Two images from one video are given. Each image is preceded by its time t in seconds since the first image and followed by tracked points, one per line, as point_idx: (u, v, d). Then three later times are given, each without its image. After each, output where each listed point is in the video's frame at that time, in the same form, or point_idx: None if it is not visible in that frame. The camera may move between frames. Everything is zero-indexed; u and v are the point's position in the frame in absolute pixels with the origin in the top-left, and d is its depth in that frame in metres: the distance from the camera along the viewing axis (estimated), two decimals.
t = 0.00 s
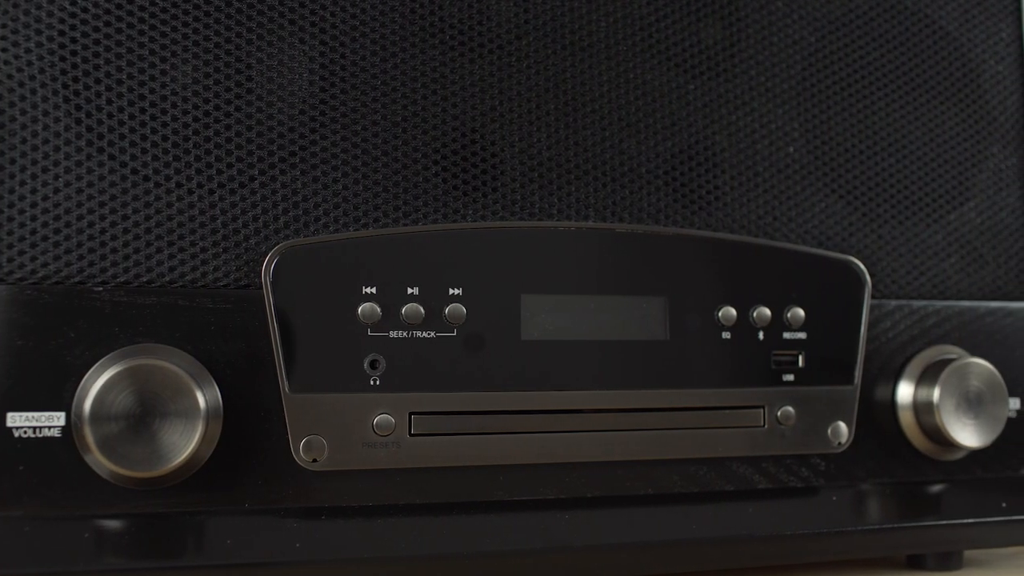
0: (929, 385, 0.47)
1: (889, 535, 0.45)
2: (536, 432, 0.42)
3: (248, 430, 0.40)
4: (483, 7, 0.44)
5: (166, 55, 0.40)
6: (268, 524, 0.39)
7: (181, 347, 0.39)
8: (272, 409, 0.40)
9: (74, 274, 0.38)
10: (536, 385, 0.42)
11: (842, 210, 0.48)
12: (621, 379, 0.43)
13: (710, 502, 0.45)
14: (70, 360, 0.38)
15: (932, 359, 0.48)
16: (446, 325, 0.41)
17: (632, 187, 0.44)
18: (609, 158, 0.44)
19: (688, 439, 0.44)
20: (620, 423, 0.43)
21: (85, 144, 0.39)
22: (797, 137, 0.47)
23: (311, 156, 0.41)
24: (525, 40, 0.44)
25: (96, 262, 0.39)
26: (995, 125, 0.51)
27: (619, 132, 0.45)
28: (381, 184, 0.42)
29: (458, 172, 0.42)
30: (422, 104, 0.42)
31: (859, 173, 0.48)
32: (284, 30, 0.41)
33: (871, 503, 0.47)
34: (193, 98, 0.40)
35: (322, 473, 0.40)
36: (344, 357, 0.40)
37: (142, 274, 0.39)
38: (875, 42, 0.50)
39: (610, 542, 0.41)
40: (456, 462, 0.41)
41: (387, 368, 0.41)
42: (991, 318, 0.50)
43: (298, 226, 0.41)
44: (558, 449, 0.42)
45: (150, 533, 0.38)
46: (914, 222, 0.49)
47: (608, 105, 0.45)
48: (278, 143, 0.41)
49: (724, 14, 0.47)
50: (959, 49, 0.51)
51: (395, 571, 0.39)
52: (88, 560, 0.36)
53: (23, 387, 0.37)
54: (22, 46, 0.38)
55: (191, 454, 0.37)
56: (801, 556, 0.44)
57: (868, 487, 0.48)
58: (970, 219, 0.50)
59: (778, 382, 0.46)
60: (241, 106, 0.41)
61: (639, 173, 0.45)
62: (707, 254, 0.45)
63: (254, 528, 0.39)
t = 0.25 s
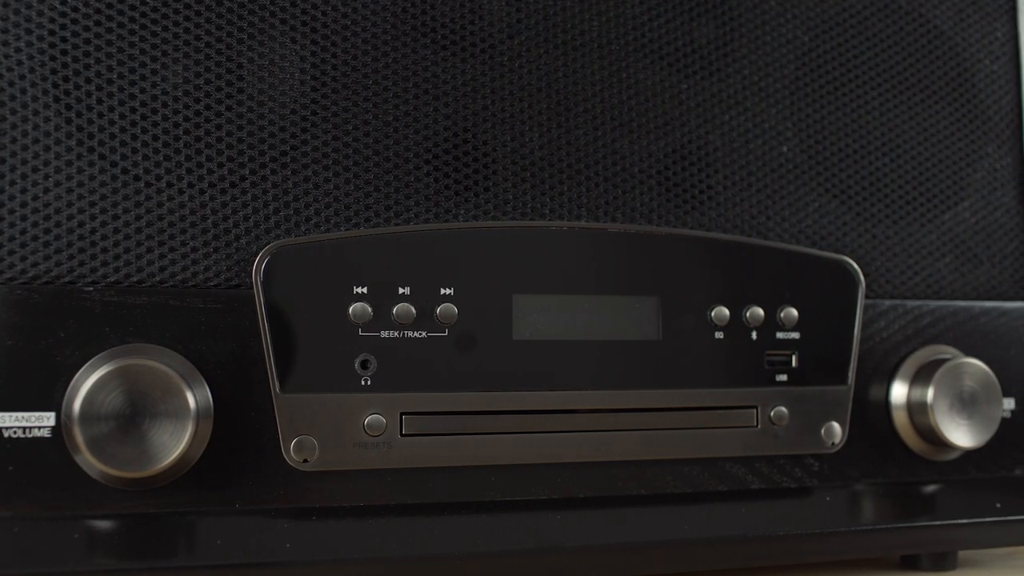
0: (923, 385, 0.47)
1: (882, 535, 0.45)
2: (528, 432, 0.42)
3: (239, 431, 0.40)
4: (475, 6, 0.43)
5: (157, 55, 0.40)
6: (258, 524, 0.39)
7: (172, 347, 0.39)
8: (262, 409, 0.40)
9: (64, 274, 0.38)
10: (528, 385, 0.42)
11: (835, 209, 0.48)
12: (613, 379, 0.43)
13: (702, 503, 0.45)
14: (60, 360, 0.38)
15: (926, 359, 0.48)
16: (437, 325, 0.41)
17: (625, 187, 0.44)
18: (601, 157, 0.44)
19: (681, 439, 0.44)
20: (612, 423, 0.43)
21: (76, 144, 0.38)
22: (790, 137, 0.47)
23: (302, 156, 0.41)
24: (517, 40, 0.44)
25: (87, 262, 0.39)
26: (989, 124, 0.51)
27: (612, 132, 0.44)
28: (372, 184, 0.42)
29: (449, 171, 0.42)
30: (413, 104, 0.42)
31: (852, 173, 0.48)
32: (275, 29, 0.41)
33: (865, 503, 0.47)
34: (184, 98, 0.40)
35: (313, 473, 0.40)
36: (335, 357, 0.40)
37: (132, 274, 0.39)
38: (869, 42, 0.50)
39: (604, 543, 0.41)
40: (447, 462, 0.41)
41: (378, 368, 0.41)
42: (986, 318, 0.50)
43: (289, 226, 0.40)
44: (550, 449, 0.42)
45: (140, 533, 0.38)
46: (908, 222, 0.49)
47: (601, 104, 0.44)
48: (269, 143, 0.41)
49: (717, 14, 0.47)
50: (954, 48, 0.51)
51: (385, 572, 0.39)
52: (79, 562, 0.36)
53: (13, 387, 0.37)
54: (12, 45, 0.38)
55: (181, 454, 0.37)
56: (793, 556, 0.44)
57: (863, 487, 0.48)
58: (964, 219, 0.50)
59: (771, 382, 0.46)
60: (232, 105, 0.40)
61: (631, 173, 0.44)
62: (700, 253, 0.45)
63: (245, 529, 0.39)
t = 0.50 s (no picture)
0: (916, 385, 0.46)
1: (877, 536, 0.44)
2: (519, 432, 0.42)
3: (229, 431, 0.40)
4: (467, 5, 0.43)
5: (147, 54, 0.40)
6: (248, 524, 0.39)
7: (162, 347, 0.39)
8: (253, 409, 0.40)
9: (54, 274, 0.38)
10: (519, 385, 0.42)
11: (829, 209, 0.48)
12: (605, 379, 0.43)
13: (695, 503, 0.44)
14: (49, 360, 0.38)
15: (919, 359, 0.48)
16: (428, 325, 0.41)
17: (617, 187, 0.44)
18: (593, 156, 0.44)
19: (673, 439, 0.44)
20: (604, 423, 0.43)
21: (65, 143, 0.38)
22: (783, 136, 0.47)
23: (292, 155, 0.41)
24: (509, 39, 0.44)
25: (77, 262, 0.39)
26: (983, 124, 0.51)
27: (604, 131, 0.44)
28: (363, 184, 0.41)
29: (441, 171, 0.42)
30: (404, 103, 0.42)
31: (846, 172, 0.48)
32: (266, 29, 0.41)
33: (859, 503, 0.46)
34: (174, 97, 0.40)
35: (303, 473, 0.40)
36: (326, 357, 0.40)
37: (122, 274, 0.39)
38: (863, 41, 0.49)
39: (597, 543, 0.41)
40: (438, 462, 0.41)
41: (369, 368, 0.41)
42: (979, 318, 0.50)
43: (280, 226, 0.40)
44: (541, 449, 0.42)
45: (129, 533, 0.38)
46: (902, 222, 0.49)
47: (593, 104, 0.44)
48: (259, 142, 0.40)
49: (710, 13, 0.47)
50: (948, 48, 0.51)
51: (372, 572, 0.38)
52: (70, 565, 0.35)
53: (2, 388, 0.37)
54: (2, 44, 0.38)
55: (170, 454, 0.37)
56: (786, 557, 0.43)
57: (858, 487, 0.48)
58: (958, 219, 0.50)
59: (763, 382, 0.45)
60: (223, 105, 0.40)
61: (624, 172, 0.44)
62: (692, 253, 0.45)
63: (235, 529, 0.39)
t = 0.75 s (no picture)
0: (910, 385, 0.46)
1: (871, 536, 0.44)
2: (511, 432, 0.42)
3: (220, 431, 0.40)
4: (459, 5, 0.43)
5: (138, 53, 0.40)
6: (239, 524, 0.39)
7: (153, 347, 0.39)
8: (244, 409, 0.40)
9: (44, 273, 0.38)
10: (511, 385, 0.42)
11: (823, 209, 0.47)
12: (597, 379, 0.43)
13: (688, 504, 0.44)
14: (40, 360, 0.38)
15: (913, 359, 0.48)
16: (420, 325, 0.41)
17: (610, 186, 0.44)
18: (586, 156, 0.44)
19: (666, 439, 0.44)
20: (597, 423, 0.43)
21: (56, 143, 0.38)
22: (777, 135, 0.47)
23: (284, 155, 0.41)
24: (501, 38, 0.43)
25: (67, 261, 0.38)
26: (978, 123, 0.51)
27: (597, 130, 0.44)
28: (355, 183, 0.41)
29: (433, 170, 0.42)
30: (396, 103, 0.42)
31: (840, 172, 0.48)
32: (258, 28, 0.41)
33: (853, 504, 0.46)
34: (165, 97, 0.40)
35: (294, 473, 0.40)
36: (317, 357, 0.40)
37: (113, 274, 0.39)
38: (857, 40, 0.49)
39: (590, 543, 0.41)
40: (429, 462, 0.41)
41: (360, 368, 0.40)
42: (973, 317, 0.50)
43: (271, 225, 0.40)
44: (533, 449, 0.42)
45: (120, 533, 0.38)
46: (896, 221, 0.49)
47: (586, 103, 0.44)
48: (251, 142, 0.40)
49: (703, 12, 0.47)
50: (942, 47, 0.51)
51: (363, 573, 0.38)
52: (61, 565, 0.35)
53: None
54: None
55: (160, 454, 0.37)
56: (779, 558, 0.43)
57: (853, 487, 0.47)
58: (953, 219, 0.50)
59: (757, 382, 0.45)
60: (214, 104, 0.40)
61: (616, 172, 0.44)
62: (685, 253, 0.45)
63: (226, 530, 0.39)
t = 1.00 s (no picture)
0: (903, 385, 0.46)
1: (866, 536, 0.44)
2: (502, 432, 0.42)
3: (210, 431, 0.40)
4: (450, 4, 0.43)
5: (128, 53, 0.39)
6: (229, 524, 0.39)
7: (142, 347, 0.39)
8: (234, 409, 0.40)
9: (33, 273, 0.38)
10: (503, 385, 0.42)
11: (817, 208, 0.47)
12: (589, 379, 0.43)
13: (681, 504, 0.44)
14: (29, 360, 0.37)
15: (907, 359, 0.48)
16: (410, 325, 0.41)
17: (602, 186, 0.44)
18: (578, 155, 0.44)
19: (658, 439, 0.44)
20: (588, 423, 0.43)
21: (45, 142, 0.38)
22: (769, 135, 0.47)
23: (274, 155, 0.41)
24: (492, 37, 0.43)
25: (56, 261, 0.38)
26: (972, 123, 0.51)
27: (588, 130, 0.44)
28: (345, 183, 0.41)
29: (424, 170, 0.42)
30: (387, 102, 0.42)
31: (833, 171, 0.48)
32: (248, 28, 0.41)
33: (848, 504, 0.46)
34: (155, 96, 0.40)
35: (285, 474, 0.40)
36: (307, 357, 0.40)
37: (102, 274, 0.39)
38: (851, 40, 0.49)
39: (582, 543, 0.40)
40: (420, 462, 0.41)
41: (351, 368, 0.40)
42: (967, 317, 0.50)
43: (261, 225, 0.40)
44: (524, 449, 0.42)
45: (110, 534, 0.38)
46: (889, 221, 0.49)
47: (578, 102, 0.44)
48: (241, 141, 0.40)
49: (696, 12, 0.47)
50: (936, 46, 0.51)
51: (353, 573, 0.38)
52: (51, 565, 0.35)
53: None
54: None
55: (149, 454, 0.37)
56: (773, 558, 0.43)
57: (846, 487, 0.47)
58: (947, 218, 0.50)
59: (750, 382, 0.45)
60: (204, 104, 0.40)
61: (608, 171, 0.44)
62: (677, 253, 0.44)
63: (217, 530, 0.38)
